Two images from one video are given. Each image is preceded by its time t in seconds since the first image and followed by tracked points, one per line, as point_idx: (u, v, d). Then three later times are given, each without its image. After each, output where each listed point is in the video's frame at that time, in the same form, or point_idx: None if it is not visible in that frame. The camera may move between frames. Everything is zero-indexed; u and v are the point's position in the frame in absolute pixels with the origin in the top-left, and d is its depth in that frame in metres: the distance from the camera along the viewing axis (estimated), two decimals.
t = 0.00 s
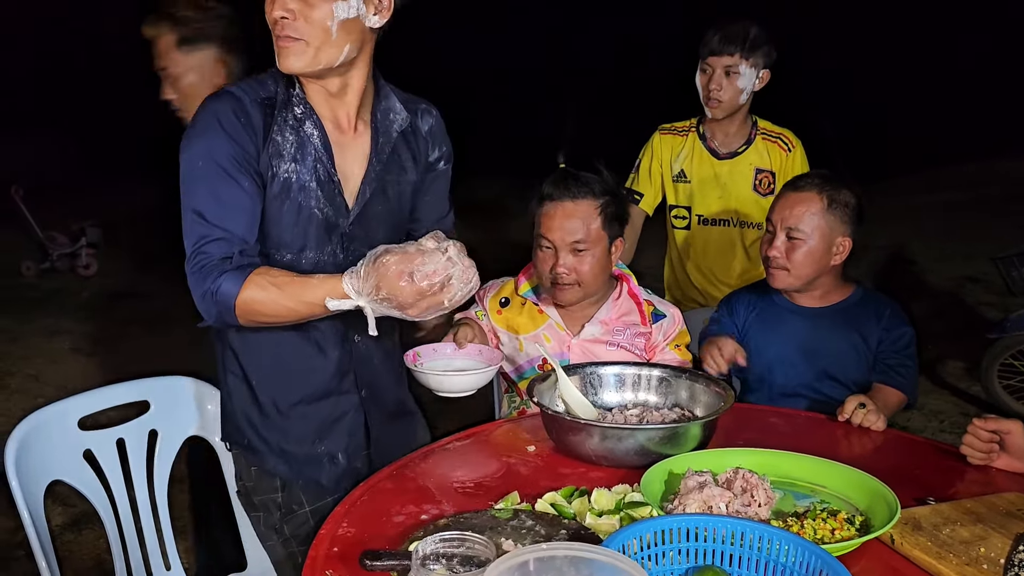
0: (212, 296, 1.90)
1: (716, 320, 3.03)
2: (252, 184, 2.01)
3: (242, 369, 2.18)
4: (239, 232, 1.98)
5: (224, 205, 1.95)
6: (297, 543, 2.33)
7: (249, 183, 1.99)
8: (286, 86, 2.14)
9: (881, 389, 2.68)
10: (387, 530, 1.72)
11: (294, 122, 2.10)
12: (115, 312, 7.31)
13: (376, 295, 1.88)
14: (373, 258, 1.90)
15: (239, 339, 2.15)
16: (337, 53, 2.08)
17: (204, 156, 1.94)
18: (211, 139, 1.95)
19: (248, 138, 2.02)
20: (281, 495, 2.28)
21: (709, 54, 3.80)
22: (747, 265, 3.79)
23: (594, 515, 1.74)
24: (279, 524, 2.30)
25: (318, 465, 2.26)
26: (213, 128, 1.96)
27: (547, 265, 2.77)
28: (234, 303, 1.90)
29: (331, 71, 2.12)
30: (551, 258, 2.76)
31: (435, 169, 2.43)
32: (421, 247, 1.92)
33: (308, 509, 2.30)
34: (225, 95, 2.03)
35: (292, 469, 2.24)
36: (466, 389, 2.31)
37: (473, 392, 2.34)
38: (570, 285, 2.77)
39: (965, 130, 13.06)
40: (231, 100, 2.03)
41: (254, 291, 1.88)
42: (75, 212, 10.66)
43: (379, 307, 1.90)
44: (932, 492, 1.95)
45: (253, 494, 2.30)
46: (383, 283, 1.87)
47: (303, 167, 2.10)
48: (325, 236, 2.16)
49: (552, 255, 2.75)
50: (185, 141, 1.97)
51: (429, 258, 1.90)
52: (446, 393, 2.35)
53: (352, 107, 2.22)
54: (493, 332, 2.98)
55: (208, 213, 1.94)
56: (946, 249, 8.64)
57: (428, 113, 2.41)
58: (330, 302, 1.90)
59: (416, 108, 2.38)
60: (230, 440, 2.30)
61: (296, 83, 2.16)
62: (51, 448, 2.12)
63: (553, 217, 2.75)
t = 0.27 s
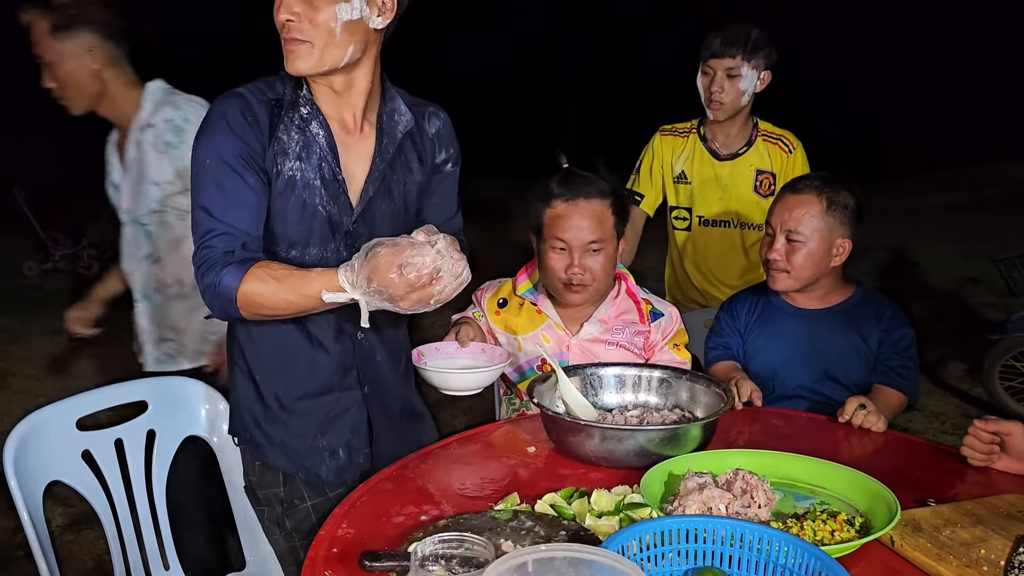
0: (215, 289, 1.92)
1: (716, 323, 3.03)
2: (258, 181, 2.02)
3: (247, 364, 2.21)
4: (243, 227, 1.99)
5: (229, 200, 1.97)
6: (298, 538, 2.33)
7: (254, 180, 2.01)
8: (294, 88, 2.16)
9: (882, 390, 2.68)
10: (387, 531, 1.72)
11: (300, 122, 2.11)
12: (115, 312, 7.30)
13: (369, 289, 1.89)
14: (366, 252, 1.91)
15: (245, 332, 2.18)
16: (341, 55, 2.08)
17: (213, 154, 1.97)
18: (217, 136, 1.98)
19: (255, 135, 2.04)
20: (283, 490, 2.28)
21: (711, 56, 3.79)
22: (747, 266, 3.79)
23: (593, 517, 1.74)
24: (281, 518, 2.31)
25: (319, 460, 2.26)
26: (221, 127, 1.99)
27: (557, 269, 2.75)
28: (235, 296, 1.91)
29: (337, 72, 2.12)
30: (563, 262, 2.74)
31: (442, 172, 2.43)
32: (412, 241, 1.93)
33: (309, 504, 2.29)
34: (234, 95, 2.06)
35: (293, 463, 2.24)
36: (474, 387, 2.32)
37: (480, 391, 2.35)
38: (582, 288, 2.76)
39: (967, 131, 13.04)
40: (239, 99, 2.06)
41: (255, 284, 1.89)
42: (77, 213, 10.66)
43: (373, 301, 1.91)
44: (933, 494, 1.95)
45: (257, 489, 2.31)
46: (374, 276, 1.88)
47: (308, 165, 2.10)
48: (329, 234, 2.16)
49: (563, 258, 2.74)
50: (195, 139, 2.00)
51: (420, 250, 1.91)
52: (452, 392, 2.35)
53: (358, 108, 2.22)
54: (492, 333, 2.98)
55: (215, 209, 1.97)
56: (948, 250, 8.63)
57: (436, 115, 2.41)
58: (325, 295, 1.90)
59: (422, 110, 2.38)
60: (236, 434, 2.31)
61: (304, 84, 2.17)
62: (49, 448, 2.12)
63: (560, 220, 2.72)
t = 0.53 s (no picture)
0: (218, 288, 1.93)
1: (713, 327, 3.02)
2: (261, 181, 2.03)
3: (249, 363, 2.24)
4: (246, 227, 2.00)
5: (233, 199, 1.98)
6: (296, 536, 2.36)
7: (257, 179, 2.01)
8: (299, 89, 2.16)
9: (881, 394, 2.67)
10: (385, 534, 1.72)
11: (304, 124, 2.12)
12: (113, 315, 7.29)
13: (371, 289, 1.89)
14: (368, 253, 1.91)
15: (248, 331, 2.21)
16: (344, 57, 2.08)
17: (216, 153, 1.97)
18: (222, 136, 1.99)
19: (259, 136, 2.05)
20: (282, 488, 2.31)
21: (713, 60, 3.80)
22: (746, 269, 3.79)
23: (592, 519, 1.74)
24: (279, 516, 2.34)
25: (318, 458, 2.29)
26: (225, 127, 1.99)
27: (566, 270, 2.74)
28: (238, 294, 1.91)
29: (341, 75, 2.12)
30: (575, 264, 2.73)
31: (445, 174, 2.43)
32: (414, 242, 1.93)
33: (308, 503, 2.32)
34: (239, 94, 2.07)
35: (292, 462, 2.27)
36: (478, 390, 2.32)
37: (483, 394, 2.36)
38: (591, 290, 2.76)
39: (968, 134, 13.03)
40: (244, 99, 2.06)
41: (258, 283, 1.90)
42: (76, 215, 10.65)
43: (375, 301, 1.91)
44: (931, 497, 1.95)
45: (256, 486, 2.33)
46: (377, 277, 1.87)
47: (312, 166, 2.11)
48: (332, 235, 2.17)
49: (574, 260, 2.73)
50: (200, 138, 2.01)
51: (422, 252, 1.90)
52: (455, 395, 2.36)
53: (363, 110, 2.22)
54: (491, 336, 2.98)
55: (218, 208, 1.97)
56: (948, 253, 8.62)
57: (439, 117, 2.41)
58: (328, 294, 1.90)
59: (425, 112, 2.38)
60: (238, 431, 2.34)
61: (309, 86, 2.18)
62: (44, 451, 2.11)
63: (573, 222, 2.73)
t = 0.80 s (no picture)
0: (224, 289, 1.94)
1: (710, 334, 3.03)
2: (264, 180, 2.04)
3: (252, 362, 2.25)
4: (250, 227, 2.00)
5: (237, 199, 1.99)
6: (296, 537, 2.36)
7: (261, 179, 2.02)
8: (301, 90, 2.17)
9: (878, 399, 2.68)
10: (384, 538, 1.72)
11: (307, 124, 2.13)
12: (111, 319, 7.29)
13: (382, 293, 1.91)
14: (380, 257, 1.92)
15: (251, 331, 2.22)
16: (350, 57, 2.09)
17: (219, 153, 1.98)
18: (226, 136, 1.99)
19: (262, 135, 2.05)
20: (283, 488, 2.31)
21: (712, 66, 3.79)
22: (743, 274, 3.81)
23: (590, 524, 1.75)
24: (279, 516, 2.34)
25: (321, 458, 2.29)
26: (228, 127, 2.00)
27: (568, 273, 2.75)
28: (246, 294, 1.92)
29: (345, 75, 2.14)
30: (578, 266, 2.74)
31: (443, 174, 2.44)
32: (427, 250, 1.96)
33: (308, 503, 2.32)
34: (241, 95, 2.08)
35: (294, 460, 2.28)
36: (481, 399, 2.33)
37: (486, 402, 2.36)
38: (591, 292, 2.76)
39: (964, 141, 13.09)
40: (247, 100, 2.07)
41: (266, 285, 1.91)
42: (75, 220, 10.67)
43: (385, 305, 1.93)
44: (927, 503, 1.96)
45: (258, 486, 2.34)
46: (390, 282, 1.90)
47: (315, 166, 2.12)
48: (336, 234, 2.18)
49: (577, 262, 2.74)
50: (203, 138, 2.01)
51: (436, 261, 1.94)
52: (456, 404, 2.36)
53: (364, 110, 2.24)
54: (489, 344, 2.98)
55: (222, 208, 1.98)
56: (944, 260, 8.65)
57: (437, 117, 2.43)
58: (337, 297, 1.92)
59: (422, 112, 2.39)
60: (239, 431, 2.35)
61: (312, 86, 2.19)
62: (38, 454, 2.12)
63: (577, 224, 2.74)
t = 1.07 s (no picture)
0: (228, 286, 1.95)
1: (707, 342, 3.04)
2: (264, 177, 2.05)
3: (252, 358, 2.25)
4: (251, 223, 2.02)
5: (237, 197, 2.00)
6: (295, 533, 2.33)
7: (261, 175, 2.03)
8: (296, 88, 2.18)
9: (874, 405, 2.68)
10: (382, 542, 1.73)
11: (305, 121, 2.14)
12: (108, 325, 7.29)
13: (386, 291, 1.93)
14: (384, 255, 1.95)
15: (251, 326, 2.22)
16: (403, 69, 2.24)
17: (218, 150, 1.98)
18: (223, 133, 1.99)
19: (260, 133, 2.06)
20: (284, 483, 2.30)
21: (711, 73, 3.78)
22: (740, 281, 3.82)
23: (588, 529, 1.76)
24: (279, 511, 2.32)
25: (324, 453, 2.29)
26: (226, 124, 2.01)
27: (572, 277, 2.76)
28: (248, 291, 1.94)
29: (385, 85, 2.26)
30: (583, 270, 2.75)
31: (428, 168, 2.48)
32: (431, 249, 1.97)
33: (310, 498, 2.32)
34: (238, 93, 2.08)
35: (296, 455, 2.28)
36: (479, 410, 2.33)
37: (485, 413, 2.37)
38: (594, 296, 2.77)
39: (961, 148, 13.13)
40: (243, 96, 2.07)
41: (269, 281, 1.93)
42: (74, 226, 10.67)
43: (388, 301, 1.95)
44: (924, 509, 1.96)
45: (258, 482, 2.33)
46: (393, 280, 1.92)
47: (314, 163, 2.14)
48: (336, 230, 2.19)
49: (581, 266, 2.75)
50: (200, 135, 2.01)
51: (440, 260, 1.95)
52: (455, 416, 2.36)
53: (359, 107, 2.27)
54: (486, 353, 2.98)
55: (223, 206, 1.99)
56: (942, 266, 8.67)
57: (422, 113, 2.46)
58: (341, 293, 1.94)
59: (409, 108, 2.42)
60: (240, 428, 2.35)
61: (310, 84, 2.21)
62: (34, 459, 2.11)
63: (581, 229, 2.75)
